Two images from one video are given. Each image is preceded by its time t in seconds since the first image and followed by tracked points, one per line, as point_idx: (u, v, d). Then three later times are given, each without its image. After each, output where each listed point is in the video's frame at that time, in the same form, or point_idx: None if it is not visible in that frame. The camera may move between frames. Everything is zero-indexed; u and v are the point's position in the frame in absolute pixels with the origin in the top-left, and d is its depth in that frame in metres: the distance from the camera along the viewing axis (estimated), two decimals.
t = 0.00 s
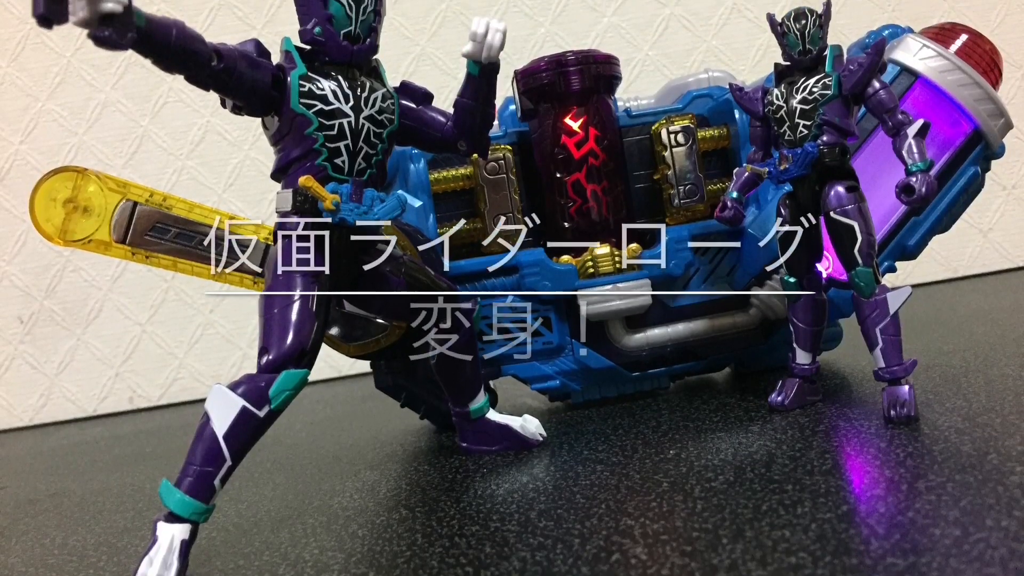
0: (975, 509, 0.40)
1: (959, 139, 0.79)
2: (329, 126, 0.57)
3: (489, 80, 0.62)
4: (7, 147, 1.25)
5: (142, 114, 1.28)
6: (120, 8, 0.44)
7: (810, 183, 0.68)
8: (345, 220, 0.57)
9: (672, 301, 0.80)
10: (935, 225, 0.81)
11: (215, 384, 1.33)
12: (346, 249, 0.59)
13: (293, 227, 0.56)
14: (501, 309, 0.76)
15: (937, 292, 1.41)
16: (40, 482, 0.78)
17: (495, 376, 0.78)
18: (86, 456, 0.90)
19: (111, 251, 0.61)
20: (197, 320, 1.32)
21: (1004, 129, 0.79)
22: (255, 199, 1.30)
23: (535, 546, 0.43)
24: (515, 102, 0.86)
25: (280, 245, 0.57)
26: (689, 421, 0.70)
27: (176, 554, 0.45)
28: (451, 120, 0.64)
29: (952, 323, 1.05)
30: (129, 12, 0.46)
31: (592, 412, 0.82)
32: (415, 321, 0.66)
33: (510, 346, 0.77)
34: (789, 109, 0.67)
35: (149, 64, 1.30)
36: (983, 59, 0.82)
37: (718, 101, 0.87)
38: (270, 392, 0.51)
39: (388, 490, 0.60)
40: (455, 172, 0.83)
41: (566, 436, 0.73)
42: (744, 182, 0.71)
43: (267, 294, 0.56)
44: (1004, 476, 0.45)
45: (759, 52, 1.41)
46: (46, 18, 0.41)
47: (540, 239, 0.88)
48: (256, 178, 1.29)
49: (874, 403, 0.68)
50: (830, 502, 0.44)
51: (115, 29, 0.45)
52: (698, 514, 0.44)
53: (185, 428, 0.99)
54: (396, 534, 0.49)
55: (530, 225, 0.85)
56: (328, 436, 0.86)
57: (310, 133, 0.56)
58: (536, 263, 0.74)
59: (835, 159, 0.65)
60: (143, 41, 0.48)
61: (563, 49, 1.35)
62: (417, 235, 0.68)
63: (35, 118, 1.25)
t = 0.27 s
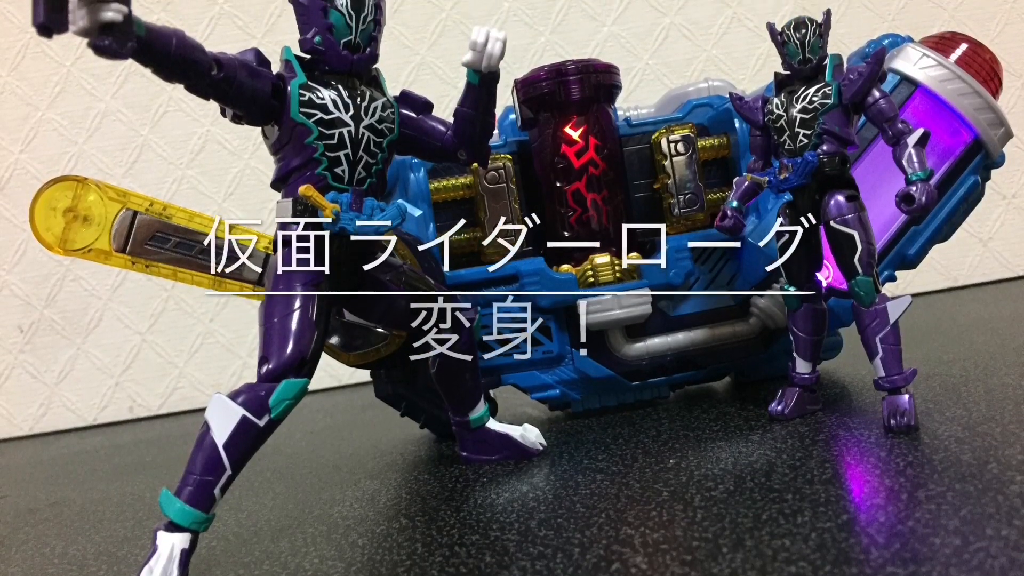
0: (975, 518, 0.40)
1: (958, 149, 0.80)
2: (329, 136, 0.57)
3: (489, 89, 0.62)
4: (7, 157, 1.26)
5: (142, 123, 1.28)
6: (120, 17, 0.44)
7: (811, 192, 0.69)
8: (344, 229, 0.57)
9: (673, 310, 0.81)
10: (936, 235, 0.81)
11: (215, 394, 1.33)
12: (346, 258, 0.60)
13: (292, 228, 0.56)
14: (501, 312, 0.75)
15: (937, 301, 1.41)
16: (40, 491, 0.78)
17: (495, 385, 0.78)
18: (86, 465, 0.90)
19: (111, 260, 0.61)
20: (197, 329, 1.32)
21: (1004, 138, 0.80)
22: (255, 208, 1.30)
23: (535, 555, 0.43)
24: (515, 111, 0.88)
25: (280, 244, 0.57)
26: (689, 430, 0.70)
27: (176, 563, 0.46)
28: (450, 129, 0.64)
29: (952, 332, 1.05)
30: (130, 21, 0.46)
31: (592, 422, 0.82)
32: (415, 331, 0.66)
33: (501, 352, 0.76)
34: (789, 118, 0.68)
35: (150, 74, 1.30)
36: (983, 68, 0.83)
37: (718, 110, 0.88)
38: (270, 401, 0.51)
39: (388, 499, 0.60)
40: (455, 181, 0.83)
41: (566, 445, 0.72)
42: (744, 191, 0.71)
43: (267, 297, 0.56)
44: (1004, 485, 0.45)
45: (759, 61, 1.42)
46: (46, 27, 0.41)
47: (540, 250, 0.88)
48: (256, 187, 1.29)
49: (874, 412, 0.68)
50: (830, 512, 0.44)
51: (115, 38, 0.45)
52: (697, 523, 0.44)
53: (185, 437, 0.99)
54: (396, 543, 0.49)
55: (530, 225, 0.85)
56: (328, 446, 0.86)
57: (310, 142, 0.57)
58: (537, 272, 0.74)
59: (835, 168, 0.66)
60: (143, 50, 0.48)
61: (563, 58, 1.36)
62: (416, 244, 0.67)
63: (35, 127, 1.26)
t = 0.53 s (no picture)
0: (975, 527, 0.40)
1: (959, 158, 0.80)
2: (329, 145, 0.57)
3: (489, 98, 0.63)
4: (7, 166, 1.26)
5: (142, 132, 1.29)
6: (120, 26, 0.45)
7: (811, 202, 0.69)
8: (345, 238, 0.57)
9: (672, 319, 0.81)
10: (935, 244, 0.82)
11: (215, 403, 1.33)
12: (346, 267, 0.60)
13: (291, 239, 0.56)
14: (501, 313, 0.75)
15: (937, 310, 1.41)
16: (40, 501, 0.77)
17: (495, 395, 0.78)
18: (86, 474, 0.90)
19: (111, 269, 0.62)
20: (198, 339, 1.32)
21: (1004, 148, 0.80)
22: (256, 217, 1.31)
23: (535, 565, 0.43)
24: (515, 120, 0.88)
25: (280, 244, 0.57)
26: (689, 440, 0.70)
27: (176, 572, 0.46)
28: (451, 138, 0.65)
29: (952, 342, 1.05)
30: (130, 31, 0.47)
31: (592, 431, 0.82)
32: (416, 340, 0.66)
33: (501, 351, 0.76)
34: (790, 128, 0.68)
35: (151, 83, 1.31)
36: (983, 78, 0.84)
37: (718, 119, 0.89)
38: (270, 410, 0.51)
39: (388, 509, 0.60)
40: (455, 191, 0.83)
41: (566, 454, 0.72)
42: (744, 201, 0.71)
43: (267, 307, 0.56)
44: (1004, 494, 0.45)
45: (759, 70, 1.43)
46: (46, 36, 0.42)
47: (539, 259, 0.88)
48: (256, 197, 1.30)
49: (874, 422, 0.68)
50: (830, 521, 0.44)
51: (115, 48, 0.46)
52: (697, 533, 0.44)
53: (185, 447, 0.99)
54: (396, 553, 0.49)
55: (529, 225, 0.85)
56: (328, 455, 0.85)
57: (310, 151, 0.57)
58: (536, 281, 0.74)
59: (835, 178, 0.66)
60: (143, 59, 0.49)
61: (563, 67, 1.37)
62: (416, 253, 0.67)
63: (35, 137, 1.27)
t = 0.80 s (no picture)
0: (975, 536, 0.41)
1: (958, 167, 0.81)
2: (329, 154, 0.58)
3: (489, 107, 0.63)
4: (7, 175, 1.27)
5: (142, 142, 1.30)
6: (120, 36, 0.45)
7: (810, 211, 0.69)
8: (345, 247, 0.57)
9: (672, 329, 0.81)
10: (935, 253, 0.82)
11: (215, 412, 1.33)
12: (346, 276, 0.60)
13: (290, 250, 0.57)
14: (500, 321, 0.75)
15: (937, 320, 1.41)
16: (40, 510, 0.77)
17: (495, 404, 0.78)
18: (86, 484, 0.90)
19: (111, 278, 0.63)
20: (197, 348, 1.32)
21: (1004, 157, 0.81)
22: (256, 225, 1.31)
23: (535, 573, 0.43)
24: (515, 130, 0.89)
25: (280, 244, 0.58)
26: (689, 449, 0.70)
27: None
28: (451, 147, 0.65)
29: (952, 351, 1.06)
30: (130, 40, 0.47)
31: (592, 440, 0.82)
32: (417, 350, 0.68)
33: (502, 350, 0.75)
34: (790, 137, 0.69)
35: (151, 92, 1.32)
36: (983, 87, 0.85)
37: (718, 128, 0.89)
38: (271, 420, 0.51)
39: (388, 518, 0.60)
40: (455, 200, 0.84)
41: (566, 463, 0.72)
42: (744, 210, 0.73)
43: (268, 316, 0.56)
44: (1004, 503, 0.45)
45: (759, 79, 1.44)
46: (46, 45, 0.42)
47: (539, 267, 0.88)
48: (256, 206, 1.30)
49: (874, 431, 0.68)
50: (830, 530, 0.44)
51: (114, 57, 0.46)
52: (697, 542, 0.44)
53: (185, 456, 0.99)
54: (396, 562, 0.49)
55: (529, 225, 0.86)
56: (328, 464, 0.85)
57: (310, 161, 0.57)
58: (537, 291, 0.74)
59: (835, 187, 0.67)
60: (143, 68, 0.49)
61: (563, 76, 1.38)
62: (417, 261, 0.68)
63: (35, 145, 1.27)
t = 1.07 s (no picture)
0: (975, 546, 0.41)
1: (959, 176, 0.81)
2: (329, 163, 0.58)
3: (489, 116, 0.64)
4: (7, 185, 1.28)
5: (142, 151, 1.30)
6: (120, 45, 0.45)
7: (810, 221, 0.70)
8: (345, 257, 0.58)
9: (672, 338, 0.81)
10: (936, 262, 0.82)
11: (215, 421, 1.33)
12: (347, 284, 0.60)
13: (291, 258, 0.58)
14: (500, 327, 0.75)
15: (937, 329, 1.41)
16: (40, 519, 0.77)
17: (495, 413, 0.78)
18: (86, 493, 0.90)
19: (111, 287, 0.64)
20: (198, 357, 1.32)
21: (1004, 166, 0.81)
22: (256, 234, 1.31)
23: None
24: (516, 139, 0.89)
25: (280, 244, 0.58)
26: (689, 458, 0.70)
27: None
28: (451, 156, 0.66)
29: (952, 360, 1.06)
30: (130, 49, 0.47)
31: (592, 449, 0.82)
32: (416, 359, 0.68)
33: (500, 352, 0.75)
34: (790, 146, 0.69)
35: (151, 102, 1.32)
36: (983, 96, 0.85)
37: (718, 137, 0.90)
38: (271, 429, 0.52)
39: (388, 527, 0.60)
40: (453, 209, 0.84)
41: (566, 473, 0.72)
42: (744, 219, 0.73)
43: (268, 325, 0.56)
44: (1004, 512, 0.45)
45: (759, 88, 1.45)
46: (46, 55, 0.42)
47: (539, 277, 0.89)
48: (256, 215, 1.31)
49: (874, 440, 0.68)
50: (830, 539, 0.44)
51: (114, 66, 0.46)
52: (698, 551, 0.44)
53: (185, 465, 0.98)
54: (396, 571, 0.49)
55: (529, 224, 0.86)
56: (328, 473, 0.85)
57: (310, 170, 0.58)
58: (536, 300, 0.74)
59: (835, 196, 0.67)
60: (143, 77, 0.50)
61: (563, 85, 1.39)
62: (416, 271, 0.70)
63: (35, 155, 1.28)
